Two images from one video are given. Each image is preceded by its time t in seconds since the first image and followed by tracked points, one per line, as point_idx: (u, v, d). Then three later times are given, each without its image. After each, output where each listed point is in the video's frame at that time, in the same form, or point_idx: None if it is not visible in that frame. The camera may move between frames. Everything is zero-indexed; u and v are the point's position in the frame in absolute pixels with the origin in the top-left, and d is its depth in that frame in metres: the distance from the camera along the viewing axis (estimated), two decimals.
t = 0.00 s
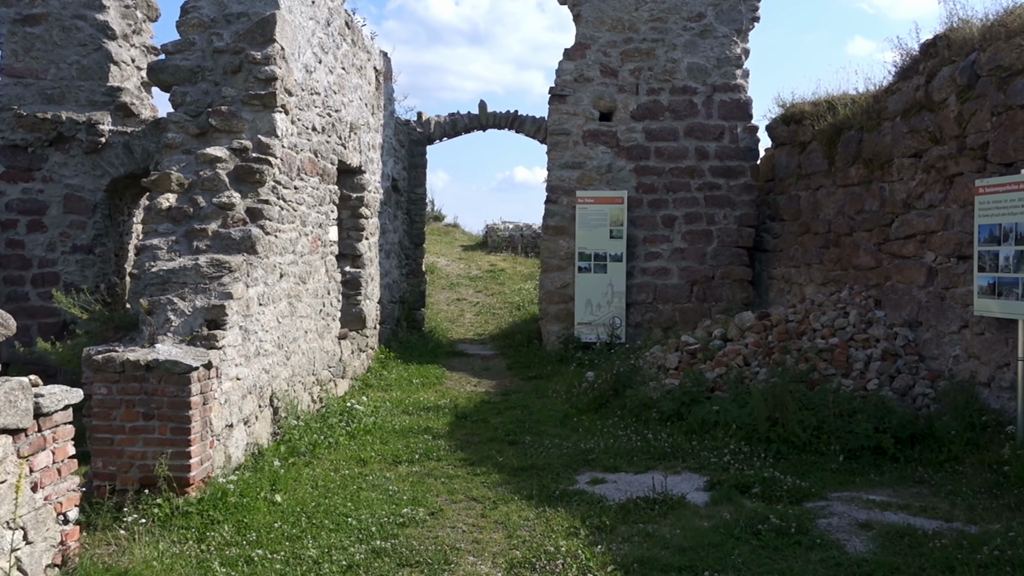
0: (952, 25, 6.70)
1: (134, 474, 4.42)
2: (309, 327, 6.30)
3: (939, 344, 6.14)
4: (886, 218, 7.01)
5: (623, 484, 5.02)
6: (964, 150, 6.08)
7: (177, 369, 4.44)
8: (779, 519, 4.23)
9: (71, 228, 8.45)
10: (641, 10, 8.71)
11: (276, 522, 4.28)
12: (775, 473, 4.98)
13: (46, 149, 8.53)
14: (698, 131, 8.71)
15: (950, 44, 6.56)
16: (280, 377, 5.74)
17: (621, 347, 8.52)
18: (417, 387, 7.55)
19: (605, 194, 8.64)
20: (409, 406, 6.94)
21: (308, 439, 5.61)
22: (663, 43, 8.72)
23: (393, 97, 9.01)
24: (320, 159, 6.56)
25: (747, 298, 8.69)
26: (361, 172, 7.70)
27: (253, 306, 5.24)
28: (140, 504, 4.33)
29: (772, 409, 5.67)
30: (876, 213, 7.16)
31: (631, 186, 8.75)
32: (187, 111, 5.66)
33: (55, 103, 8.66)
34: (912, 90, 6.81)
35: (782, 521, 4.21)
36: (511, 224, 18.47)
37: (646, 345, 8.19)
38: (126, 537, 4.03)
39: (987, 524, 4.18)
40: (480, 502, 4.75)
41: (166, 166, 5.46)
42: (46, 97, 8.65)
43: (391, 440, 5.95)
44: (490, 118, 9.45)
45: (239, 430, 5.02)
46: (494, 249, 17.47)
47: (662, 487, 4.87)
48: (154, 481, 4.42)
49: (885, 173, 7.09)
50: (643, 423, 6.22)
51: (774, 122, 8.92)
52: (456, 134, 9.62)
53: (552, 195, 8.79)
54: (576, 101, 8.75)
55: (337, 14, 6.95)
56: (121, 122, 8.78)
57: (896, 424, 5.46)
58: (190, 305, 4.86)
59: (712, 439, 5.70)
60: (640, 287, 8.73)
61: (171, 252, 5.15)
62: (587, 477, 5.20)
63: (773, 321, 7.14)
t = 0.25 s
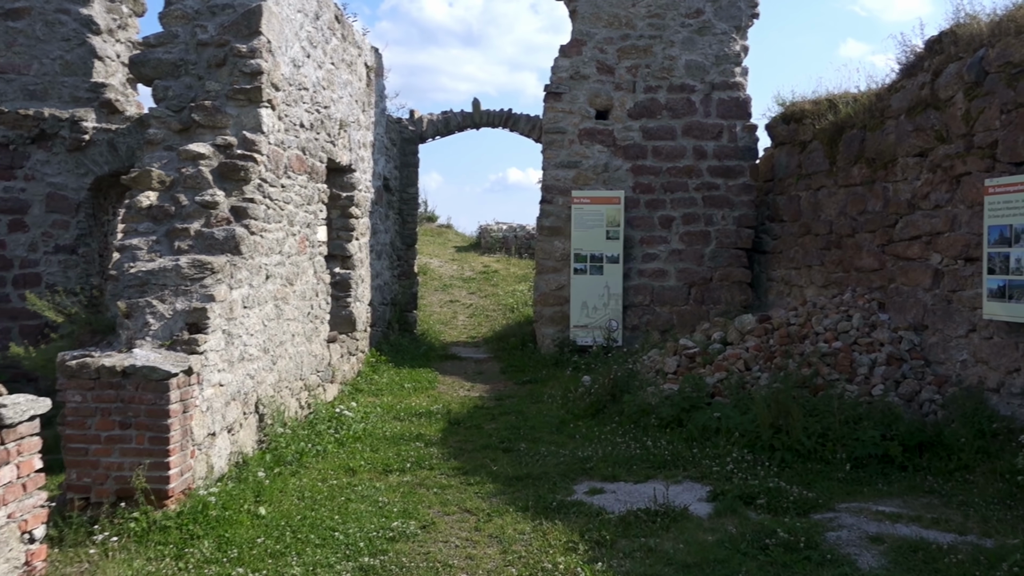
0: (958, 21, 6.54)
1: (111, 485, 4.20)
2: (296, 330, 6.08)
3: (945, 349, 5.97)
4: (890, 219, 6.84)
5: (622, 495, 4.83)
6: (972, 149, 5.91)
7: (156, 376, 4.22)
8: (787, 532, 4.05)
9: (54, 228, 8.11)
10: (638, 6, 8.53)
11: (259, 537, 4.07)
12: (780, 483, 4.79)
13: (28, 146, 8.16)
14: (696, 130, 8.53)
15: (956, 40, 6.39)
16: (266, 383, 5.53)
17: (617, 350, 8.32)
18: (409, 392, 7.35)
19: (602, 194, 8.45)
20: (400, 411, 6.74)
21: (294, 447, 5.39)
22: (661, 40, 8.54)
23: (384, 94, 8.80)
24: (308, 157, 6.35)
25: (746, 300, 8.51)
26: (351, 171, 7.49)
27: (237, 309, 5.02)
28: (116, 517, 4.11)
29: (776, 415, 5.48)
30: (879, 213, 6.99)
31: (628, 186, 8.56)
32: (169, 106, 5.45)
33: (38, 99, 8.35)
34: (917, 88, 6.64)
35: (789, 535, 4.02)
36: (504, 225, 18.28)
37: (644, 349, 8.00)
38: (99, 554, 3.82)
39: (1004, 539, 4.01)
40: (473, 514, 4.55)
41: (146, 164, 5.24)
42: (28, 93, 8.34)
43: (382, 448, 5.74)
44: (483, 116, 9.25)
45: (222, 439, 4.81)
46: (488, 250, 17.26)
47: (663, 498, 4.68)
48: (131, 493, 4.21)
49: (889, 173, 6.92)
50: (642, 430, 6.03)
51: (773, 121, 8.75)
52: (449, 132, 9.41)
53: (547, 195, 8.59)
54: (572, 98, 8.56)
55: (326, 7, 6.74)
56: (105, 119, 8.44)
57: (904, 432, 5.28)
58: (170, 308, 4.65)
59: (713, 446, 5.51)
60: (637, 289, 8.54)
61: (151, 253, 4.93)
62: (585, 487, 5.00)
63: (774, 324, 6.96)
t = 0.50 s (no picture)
0: (965, 16, 6.37)
1: (85, 496, 4.02)
2: (283, 333, 5.90)
3: (952, 352, 5.80)
4: (894, 218, 6.67)
5: (620, 505, 4.65)
6: (980, 147, 5.74)
7: (132, 383, 4.04)
8: (792, 547, 3.87)
9: (38, 228, 7.86)
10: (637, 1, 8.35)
11: (238, 550, 3.89)
12: (784, 493, 4.62)
13: (11, 144, 7.89)
14: (695, 128, 8.36)
15: (963, 35, 6.23)
16: (251, 388, 5.34)
17: (614, 353, 8.14)
18: (401, 396, 7.16)
19: (599, 193, 8.27)
20: (391, 416, 6.55)
21: (280, 454, 5.21)
22: (660, 35, 8.36)
23: (376, 90, 8.61)
24: (297, 154, 6.17)
25: (746, 301, 8.34)
26: (342, 169, 7.30)
27: (220, 312, 4.83)
28: (89, 530, 3.93)
29: (778, 422, 5.31)
30: (883, 213, 6.82)
31: (626, 185, 8.38)
32: (152, 101, 5.25)
33: (21, 95, 8.06)
34: (923, 84, 6.47)
35: (795, 549, 3.84)
36: (499, 225, 18.08)
37: (642, 351, 7.82)
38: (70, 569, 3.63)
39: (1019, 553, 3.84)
40: (464, 525, 4.37)
41: (127, 160, 5.04)
42: (10, 89, 8.05)
43: (371, 455, 5.56)
44: (478, 113, 9.07)
45: (204, 447, 4.62)
46: (483, 250, 17.08)
47: (662, 509, 4.50)
48: (106, 504, 4.02)
49: (893, 171, 6.75)
50: (640, 436, 5.85)
51: (774, 119, 8.58)
52: (443, 130, 9.23)
53: (543, 194, 8.40)
54: (569, 95, 8.38)
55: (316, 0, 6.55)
56: (91, 116, 8.16)
57: (911, 439, 5.11)
58: (149, 310, 4.45)
59: (714, 454, 5.33)
60: (634, 290, 8.37)
61: (131, 253, 4.73)
62: (581, 497, 4.82)
63: (775, 326, 6.78)
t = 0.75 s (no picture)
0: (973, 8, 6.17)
1: (53, 508, 3.80)
2: (269, 335, 5.67)
3: (962, 355, 5.60)
4: (900, 217, 6.47)
5: (618, 515, 4.43)
6: (990, 142, 5.54)
7: (102, 389, 3.82)
8: (800, 561, 3.66)
9: (19, 228, 7.63)
10: None
11: (214, 566, 3.67)
12: (790, 503, 4.40)
13: None
14: (695, 125, 8.16)
15: (971, 26, 6.03)
16: (235, 392, 5.12)
17: (612, 356, 7.93)
18: (393, 401, 6.94)
19: (596, 192, 8.06)
20: (381, 422, 6.33)
21: (264, 462, 4.98)
22: (658, 30, 8.16)
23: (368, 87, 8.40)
24: (283, 150, 5.95)
25: (747, 303, 8.13)
26: (331, 167, 7.09)
27: (200, 313, 4.61)
28: (56, 544, 3.71)
29: (783, 427, 5.09)
30: (889, 211, 6.61)
31: (623, 183, 8.17)
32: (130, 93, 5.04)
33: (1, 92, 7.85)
34: (930, 78, 6.27)
35: (803, 564, 3.63)
36: (496, 226, 17.86)
37: (640, 354, 7.61)
38: None
39: None
40: (454, 538, 4.16)
41: (103, 156, 4.83)
42: None
43: (359, 462, 5.34)
44: (472, 111, 8.86)
45: (182, 455, 4.39)
46: (479, 252, 16.85)
47: (663, 519, 4.28)
48: (75, 517, 3.80)
49: (899, 168, 6.55)
50: (639, 443, 5.63)
51: (775, 116, 8.38)
52: (437, 127, 9.01)
53: (539, 193, 8.19)
54: (565, 91, 8.18)
55: None
56: (74, 113, 7.94)
57: (921, 445, 4.90)
58: (124, 312, 4.24)
59: (716, 461, 5.12)
60: (633, 291, 8.15)
61: (106, 252, 4.52)
62: (578, 506, 4.61)
63: (779, 328, 6.57)
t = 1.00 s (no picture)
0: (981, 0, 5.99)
1: (19, 523, 3.60)
2: (254, 338, 5.47)
3: (971, 359, 5.41)
4: (906, 216, 6.28)
5: (615, 527, 4.24)
6: (1000, 138, 5.35)
7: (70, 397, 3.62)
8: None
9: None
10: None
11: None
12: (795, 515, 4.21)
13: None
14: (695, 121, 7.96)
15: (980, 19, 5.84)
16: (217, 398, 4.92)
17: (609, 358, 7.73)
18: (384, 405, 6.73)
19: (593, 190, 7.87)
20: (371, 427, 6.13)
21: (247, 471, 4.78)
22: (657, 24, 7.97)
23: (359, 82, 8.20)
24: (268, 147, 5.75)
25: (748, 304, 7.94)
26: (320, 164, 6.89)
27: (178, 316, 4.40)
28: (22, 561, 3.51)
29: (786, 434, 4.90)
30: (894, 210, 6.43)
31: (621, 181, 7.98)
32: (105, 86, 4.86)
33: None
34: (937, 73, 6.08)
35: None
36: (492, 225, 17.65)
37: (639, 357, 7.41)
38: None
39: None
40: (444, 552, 3.96)
41: (77, 151, 4.64)
42: None
43: (347, 470, 5.14)
44: (467, 107, 8.66)
45: (159, 465, 4.18)
46: (476, 251, 16.64)
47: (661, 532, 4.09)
48: (42, 532, 3.60)
49: (905, 166, 6.36)
50: (638, 450, 5.44)
51: (777, 113, 8.19)
52: (431, 124, 8.81)
53: (535, 191, 8.00)
54: (561, 87, 7.99)
55: None
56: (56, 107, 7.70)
57: (931, 453, 4.71)
58: (96, 314, 4.04)
59: (717, 469, 4.92)
60: (631, 292, 7.96)
61: (79, 251, 4.33)
62: (573, 518, 4.41)
63: (781, 330, 6.38)
